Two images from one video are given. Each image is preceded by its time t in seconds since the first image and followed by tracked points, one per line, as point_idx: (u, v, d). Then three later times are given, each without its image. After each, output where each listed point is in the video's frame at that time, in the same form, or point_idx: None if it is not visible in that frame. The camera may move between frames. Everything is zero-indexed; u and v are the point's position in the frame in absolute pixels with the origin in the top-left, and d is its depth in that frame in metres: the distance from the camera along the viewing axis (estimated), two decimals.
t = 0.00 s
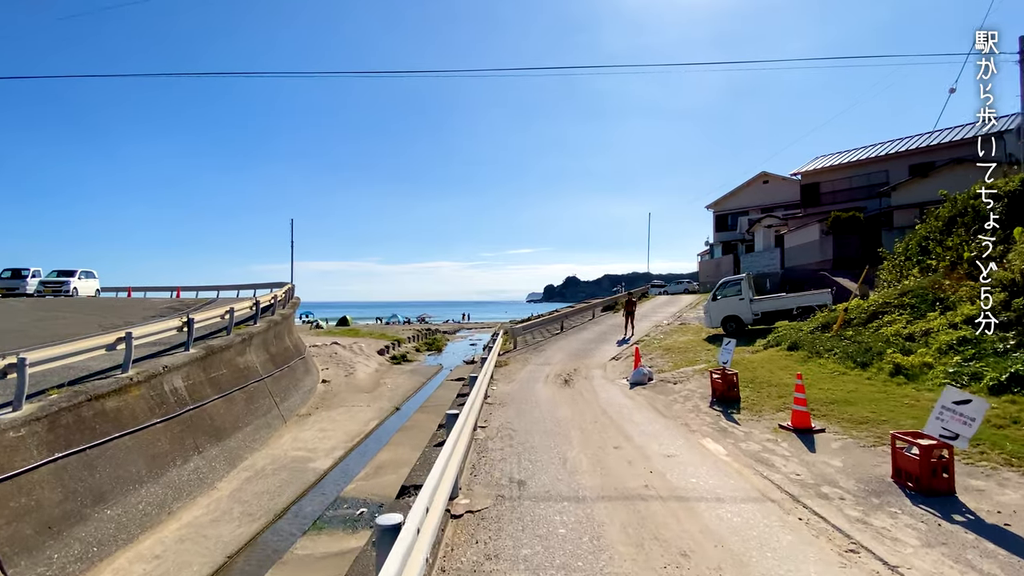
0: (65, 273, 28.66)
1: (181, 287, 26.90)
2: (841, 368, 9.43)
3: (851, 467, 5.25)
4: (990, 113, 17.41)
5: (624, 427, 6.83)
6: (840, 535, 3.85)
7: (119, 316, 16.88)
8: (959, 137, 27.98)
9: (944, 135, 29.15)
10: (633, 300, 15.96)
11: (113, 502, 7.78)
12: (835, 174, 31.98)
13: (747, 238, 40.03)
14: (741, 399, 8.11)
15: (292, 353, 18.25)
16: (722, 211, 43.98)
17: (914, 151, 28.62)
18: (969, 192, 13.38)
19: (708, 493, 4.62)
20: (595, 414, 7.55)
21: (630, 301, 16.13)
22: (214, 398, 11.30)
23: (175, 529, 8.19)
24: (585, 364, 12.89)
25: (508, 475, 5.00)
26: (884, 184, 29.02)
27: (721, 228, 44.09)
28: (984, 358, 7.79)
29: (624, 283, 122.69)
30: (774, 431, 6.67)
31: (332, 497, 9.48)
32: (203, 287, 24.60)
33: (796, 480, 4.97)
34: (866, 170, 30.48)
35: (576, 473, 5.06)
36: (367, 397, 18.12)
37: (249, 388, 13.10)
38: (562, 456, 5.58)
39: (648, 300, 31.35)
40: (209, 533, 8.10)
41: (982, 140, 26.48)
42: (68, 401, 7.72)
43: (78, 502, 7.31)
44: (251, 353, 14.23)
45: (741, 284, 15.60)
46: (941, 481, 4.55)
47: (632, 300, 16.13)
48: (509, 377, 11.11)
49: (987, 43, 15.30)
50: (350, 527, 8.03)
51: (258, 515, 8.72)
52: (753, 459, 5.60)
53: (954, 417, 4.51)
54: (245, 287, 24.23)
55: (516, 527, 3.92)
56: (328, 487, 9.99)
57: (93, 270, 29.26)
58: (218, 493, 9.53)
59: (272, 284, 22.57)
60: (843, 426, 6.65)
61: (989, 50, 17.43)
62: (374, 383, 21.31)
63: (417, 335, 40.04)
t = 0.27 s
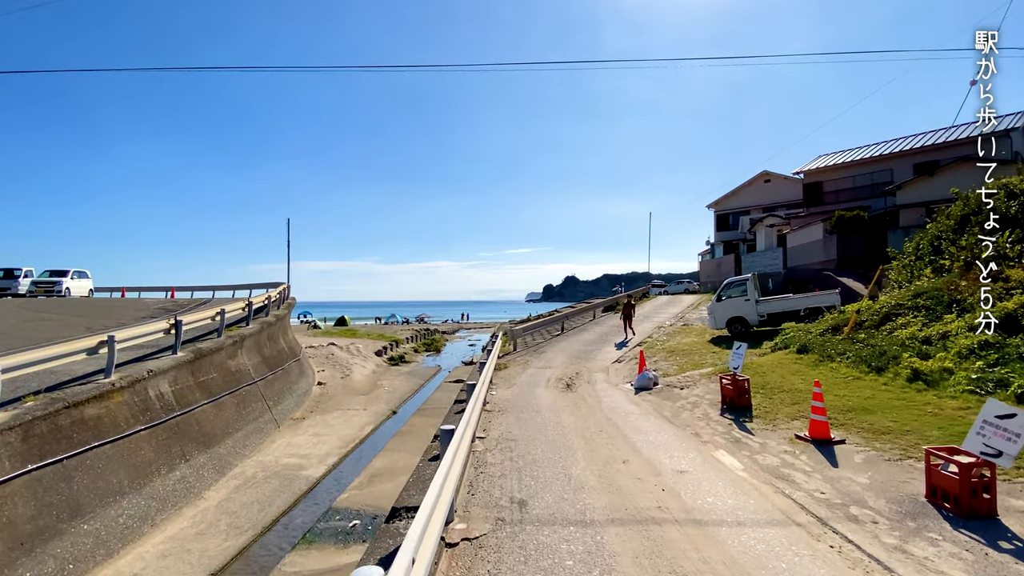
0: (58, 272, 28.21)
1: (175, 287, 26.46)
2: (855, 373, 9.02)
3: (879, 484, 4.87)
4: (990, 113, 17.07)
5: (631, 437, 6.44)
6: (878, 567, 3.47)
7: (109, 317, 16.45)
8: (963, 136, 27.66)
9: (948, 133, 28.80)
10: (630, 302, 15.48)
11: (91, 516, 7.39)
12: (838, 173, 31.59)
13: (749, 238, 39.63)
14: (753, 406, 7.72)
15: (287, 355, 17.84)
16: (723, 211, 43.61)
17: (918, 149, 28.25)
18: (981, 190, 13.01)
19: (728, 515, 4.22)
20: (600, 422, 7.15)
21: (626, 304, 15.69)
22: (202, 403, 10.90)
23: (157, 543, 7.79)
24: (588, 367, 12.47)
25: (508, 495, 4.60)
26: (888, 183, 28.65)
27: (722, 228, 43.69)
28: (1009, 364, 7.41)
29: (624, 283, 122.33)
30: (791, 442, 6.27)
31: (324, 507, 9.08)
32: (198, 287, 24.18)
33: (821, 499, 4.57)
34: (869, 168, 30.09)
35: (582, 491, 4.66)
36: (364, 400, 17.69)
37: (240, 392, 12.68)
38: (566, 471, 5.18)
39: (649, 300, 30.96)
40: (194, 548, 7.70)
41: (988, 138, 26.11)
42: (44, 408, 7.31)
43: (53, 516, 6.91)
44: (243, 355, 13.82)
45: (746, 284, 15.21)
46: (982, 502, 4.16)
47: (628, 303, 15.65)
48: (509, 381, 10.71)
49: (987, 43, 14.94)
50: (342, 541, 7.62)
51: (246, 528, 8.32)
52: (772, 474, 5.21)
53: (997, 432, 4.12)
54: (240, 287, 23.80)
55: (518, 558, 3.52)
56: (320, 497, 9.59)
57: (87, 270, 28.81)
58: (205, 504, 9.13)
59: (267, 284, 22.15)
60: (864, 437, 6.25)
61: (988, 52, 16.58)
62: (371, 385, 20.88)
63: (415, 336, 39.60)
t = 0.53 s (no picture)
0: (50, 271, 27.75)
1: (169, 286, 26.02)
2: (872, 375, 8.61)
3: (912, 497, 4.48)
4: (991, 113, 16.70)
5: (640, 443, 6.04)
6: None
7: (98, 316, 16.02)
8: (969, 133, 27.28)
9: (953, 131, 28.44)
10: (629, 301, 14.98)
11: (67, 526, 7.00)
12: (841, 171, 31.21)
13: (750, 237, 39.24)
14: (766, 410, 7.34)
15: (282, 355, 17.43)
16: (724, 210, 43.24)
17: (923, 147, 27.88)
18: (996, 185, 12.63)
19: (751, 533, 3.83)
20: (605, 426, 6.76)
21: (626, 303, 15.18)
22: (190, 406, 10.50)
23: (139, 554, 7.40)
24: (591, 368, 12.07)
25: (510, 510, 4.20)
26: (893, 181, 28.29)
27: (724, 227, 43.28)
28: None
29: (624, 283, 121.97)
30: (811, 448, 5.88)
31: (316, 515, 8.68)
32: (192, 286, 23.74)
33: (852, 515, 4.18)
34: (873, 166, 29.72)
35: (591, 505, 4.27)
36: (360, 402, 17.28)
37: (231, 394, 12.27)
38: (572, 482, 4.79)
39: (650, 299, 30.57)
40: (177, 559, 7.31)
41: (993, 135, 25.75)
42: (19, 412, 6.91)
43: (26, 527, 6.52)
44: (235, 355, 13.42)
45: (752, 283, 14.79)
46: None
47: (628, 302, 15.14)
48: (509, 383, 10.31)
49: (987, 42, 14.59)
50: (333, 552, 7.22)
51: (233, 537, 7.92)
52: (794, 485, 4.81)
53: None
54: (235, 287, 23.38)
55: None
56: (311, 504, 9.19)
57: (80, 268, 28.36)
58: (191, 512, 8.73)
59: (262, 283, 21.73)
60: (888, 443, 5.85)
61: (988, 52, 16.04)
62: (368, 386, 20.46)
63: (414, 336, 39.16)
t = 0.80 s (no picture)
0: (42, 271, 27.33)
1: (163, 286, 25.60)
2: (889, 380, 8.22)
3: (950, 519, 4.10)
4: (990, 113, 16.29)
5: (649, 456, 5.64)
6: None
7: (86, 318, 15.59)
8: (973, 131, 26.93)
9: (958, 129, 28.09)
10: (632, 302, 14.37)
11: (40, 542, 6.60)
12: (844, 170, 30.83)
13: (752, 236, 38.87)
14: (780, 418, 6.95)
15: (276, 357, 17.02)
16: (725, 209, 42.88)
17: (927, 145, 27.52)
18: (1009, 182, 12.26)
19: (778, 564, 3.44)
20: (611, 437, 6.36)
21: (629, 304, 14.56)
22: (177, 411, 10.09)
23: (116, 571, 7.00)
24: (593, 371, 11.67)
25: (510, 535, 3.81)
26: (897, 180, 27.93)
27: (725, 227, 42.88)
28: None
29: (624, 283, 121.66)
30: (832, 461, 5.50)
31: (305, 527, 8.28)
32: (185, 286, 23.33)
33: (887, 541, 3.78)
34: (877, 165, 29.35)
35: (599, 530, 3.87)
36: (356, 405, 16.87)
37: (221, 399, 11.87)
38: (578, 502, 4.39)
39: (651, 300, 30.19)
40: None
41: (999, 133, 25.39)
42: None
43: None
44: (226, 358, 13.00)
45: (758, 283, 14.38)
46: None
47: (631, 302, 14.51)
48: (508, 387, 9.92)
49: (987, 43, 14.18)
50: (322, 569, 6.81)
51: (217, 552, 7.52)
52: (819, 504, 4.42)
53: None
54: (228, 287, 22.95)
55: None
56: (301, 515, 8.78)
57: (72, 269, 27.94)
58: (175, 524, 8.33)
59: (256, 284, 21.31)
60: (914, 456, 5.46)
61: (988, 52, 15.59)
62: (364, 388, 20.05)
63: (412, 337, 38.74)
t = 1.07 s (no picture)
0: (34, 270, 26.92)
1: (156, 286, 25.20)
2: (906, 381, 7.83)
3: (993, 538, 3.71)
4: (990, 114, 15.93)
5: (657, 465, 5.25)
6: None
7: (73, 317, 15.19)
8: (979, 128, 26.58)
9: (963, 127, 27.76)
10: (630, 303, 13.55)
11: (8, 554, 6.22)
12: (847, 168, 30.44)
13: (753, 236, 38.51)
14: (794, 422, 6.57)
15: (269, 358, 16.62)
16: (726, 208, 42.52)
17: (932, 143, 27.17)
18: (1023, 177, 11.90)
19: None
20: (616, 443, 5.97)
21: (626, 304, 13.71)
22: (162, 414, 9.70)
23: None
24: (595, 372, 11.26)
25: (507, 558, 3.42)
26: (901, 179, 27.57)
27: (726, 226, 42.47)
28: None
29: (624, 283, 121.27)
30: (855, 471, 5.10)
31: (293, 537, 7.89)
32: (179, 286, 22.93)
33: (926, 564, 3.40)
34: (881, 163, 28.97)
35: (607, 551, 3.48)
36: (351, 407, 16.45)
37: (210, 400, 11.47)
38: (582, 518, 4.00)
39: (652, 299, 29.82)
40: None
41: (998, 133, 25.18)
42: None
43: None
44: (215, 358, 12.60)
45: (764, 282, 13.97)
46: None
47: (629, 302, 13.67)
48: (507, 389, 9.53)
49: (987, 43, 13.76)
50: None
51: (199, 563, 7.13)
52: (845, 520, 4.04)
53: None
54: (222, 286, 22.55)
55: None
56: (290, 523, 8.40)
57: (65, 267, 27.52)
58: (156, 534, 7.94)
59: (250, 283, 20.90)
60: (943, 465, 5.07)
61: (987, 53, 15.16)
62: (360, 389, 19.64)
63: (410, 337, 38.35)
